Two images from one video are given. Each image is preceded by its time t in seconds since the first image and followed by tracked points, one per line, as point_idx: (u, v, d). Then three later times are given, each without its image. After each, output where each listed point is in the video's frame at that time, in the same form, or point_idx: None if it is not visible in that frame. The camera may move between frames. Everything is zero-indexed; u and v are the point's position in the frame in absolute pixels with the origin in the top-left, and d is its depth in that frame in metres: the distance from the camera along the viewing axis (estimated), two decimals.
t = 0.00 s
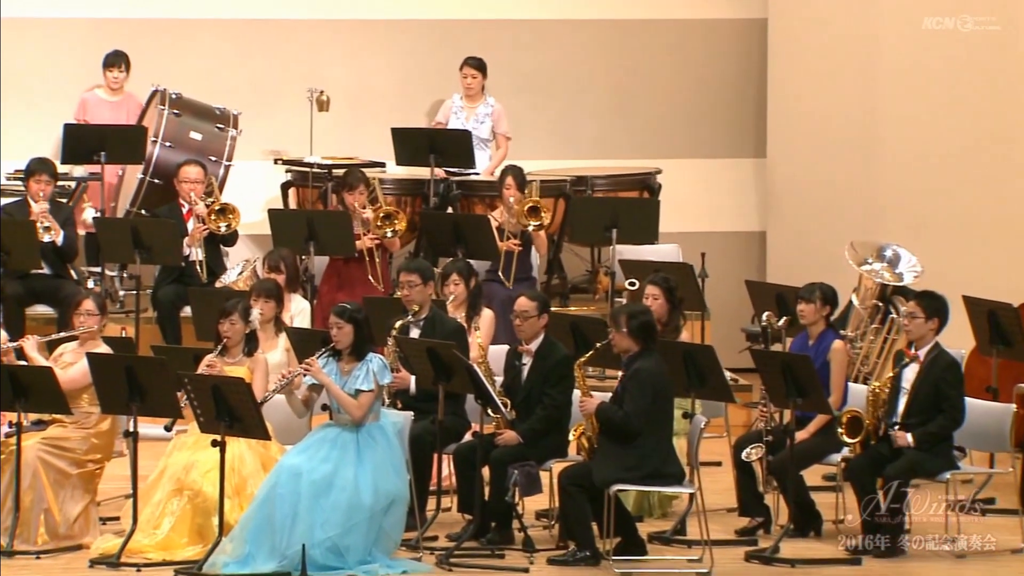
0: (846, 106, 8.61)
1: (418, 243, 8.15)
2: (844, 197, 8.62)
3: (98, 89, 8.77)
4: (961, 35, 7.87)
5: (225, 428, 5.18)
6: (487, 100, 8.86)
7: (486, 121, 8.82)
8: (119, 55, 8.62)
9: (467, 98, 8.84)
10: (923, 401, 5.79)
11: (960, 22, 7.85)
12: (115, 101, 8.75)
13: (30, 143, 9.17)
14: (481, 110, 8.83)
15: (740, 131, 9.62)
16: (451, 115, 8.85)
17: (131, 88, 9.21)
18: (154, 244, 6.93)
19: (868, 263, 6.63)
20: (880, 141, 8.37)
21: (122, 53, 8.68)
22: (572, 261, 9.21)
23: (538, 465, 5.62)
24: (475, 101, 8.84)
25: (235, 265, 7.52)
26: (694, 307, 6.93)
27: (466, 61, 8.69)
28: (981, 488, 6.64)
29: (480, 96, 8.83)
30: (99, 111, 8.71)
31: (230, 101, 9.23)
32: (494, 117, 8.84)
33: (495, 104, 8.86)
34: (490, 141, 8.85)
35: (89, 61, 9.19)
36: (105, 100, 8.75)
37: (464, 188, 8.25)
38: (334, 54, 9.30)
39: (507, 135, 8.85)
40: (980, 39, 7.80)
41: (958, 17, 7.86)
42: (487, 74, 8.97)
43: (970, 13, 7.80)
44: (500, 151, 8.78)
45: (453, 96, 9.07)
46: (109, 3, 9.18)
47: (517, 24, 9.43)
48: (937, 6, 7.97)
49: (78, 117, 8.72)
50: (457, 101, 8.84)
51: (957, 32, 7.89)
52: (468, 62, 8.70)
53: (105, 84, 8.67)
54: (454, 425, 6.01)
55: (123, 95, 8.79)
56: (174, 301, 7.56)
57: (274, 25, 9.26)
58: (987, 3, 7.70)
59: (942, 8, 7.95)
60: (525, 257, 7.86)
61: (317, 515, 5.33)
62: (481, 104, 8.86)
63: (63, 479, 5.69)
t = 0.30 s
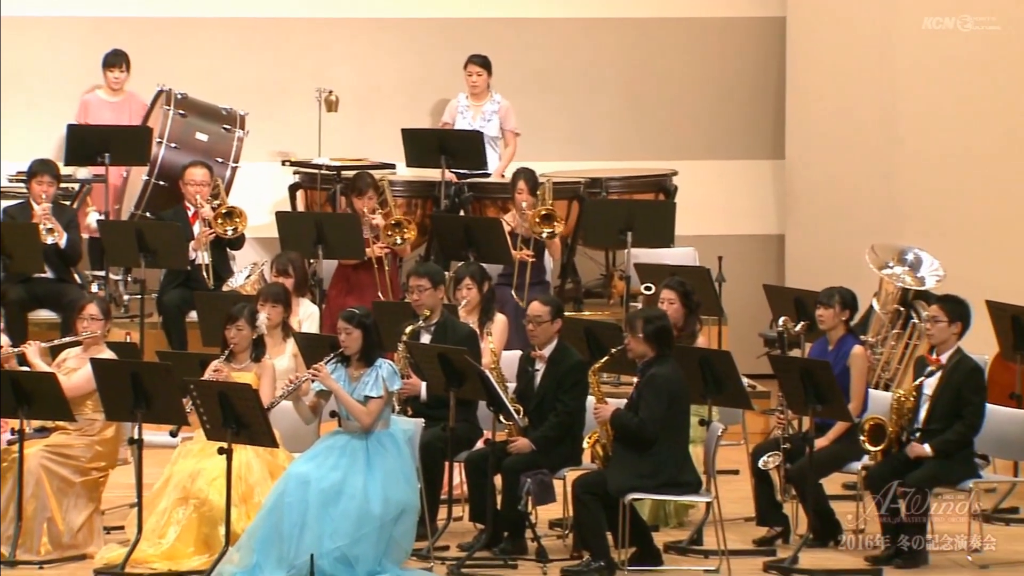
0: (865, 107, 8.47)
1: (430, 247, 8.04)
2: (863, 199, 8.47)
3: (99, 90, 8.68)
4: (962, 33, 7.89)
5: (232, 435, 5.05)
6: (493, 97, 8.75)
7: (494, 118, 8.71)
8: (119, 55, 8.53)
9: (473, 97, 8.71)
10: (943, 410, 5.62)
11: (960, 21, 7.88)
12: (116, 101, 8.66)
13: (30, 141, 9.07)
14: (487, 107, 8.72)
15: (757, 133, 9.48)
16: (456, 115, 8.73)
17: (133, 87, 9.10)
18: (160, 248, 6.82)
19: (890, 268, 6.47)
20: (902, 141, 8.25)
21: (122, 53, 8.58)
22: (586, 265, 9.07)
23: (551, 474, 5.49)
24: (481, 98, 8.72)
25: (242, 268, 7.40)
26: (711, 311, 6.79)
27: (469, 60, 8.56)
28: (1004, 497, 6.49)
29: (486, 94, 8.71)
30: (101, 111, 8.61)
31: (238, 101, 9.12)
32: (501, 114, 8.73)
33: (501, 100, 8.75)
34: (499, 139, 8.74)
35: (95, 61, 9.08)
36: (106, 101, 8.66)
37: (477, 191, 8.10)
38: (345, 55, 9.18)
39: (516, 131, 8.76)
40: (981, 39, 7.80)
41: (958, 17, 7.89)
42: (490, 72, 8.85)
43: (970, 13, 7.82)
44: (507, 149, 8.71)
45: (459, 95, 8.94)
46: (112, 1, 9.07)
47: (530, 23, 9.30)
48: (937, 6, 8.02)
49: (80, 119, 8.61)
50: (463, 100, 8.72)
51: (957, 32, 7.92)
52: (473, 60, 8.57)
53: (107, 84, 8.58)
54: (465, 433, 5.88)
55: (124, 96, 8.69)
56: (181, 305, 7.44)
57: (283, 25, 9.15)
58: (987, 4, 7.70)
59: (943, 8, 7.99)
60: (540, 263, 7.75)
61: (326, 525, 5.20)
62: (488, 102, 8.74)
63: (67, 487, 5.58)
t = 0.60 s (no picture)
0: (887, 108, 8.35)
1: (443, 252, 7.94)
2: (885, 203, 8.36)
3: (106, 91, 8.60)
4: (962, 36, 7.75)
5: (243, 442, 4.96)
6: (504, 96, 8.65)
7: (506, 119, 8.61)
8: (126, 56, 8.44)
9: (483, 98, 8.61)
10: (965, 416, 5.48)
11: (960, 22, 7.71)
12: (124, 103, 8.59)
13: (31, 143, 9.00)
14: (499, 108, 8.62)
15: (776, 135, 9.37)
16: (468, 116, 8.63)
17: (141, 88, 9.03)
18: (170, 252, 6.73)
19: (911, 273, 6.35)
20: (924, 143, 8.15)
21: (129, 54, 8.50)
22: (602, 270, 8.98)
23: (567, 482, 5.39)
24: (492, 99, 8.61)
25: (254, 273, 7.32)
26: (729, 317, 6.69)
27: (481, 60, 8.47)
28: None
29: (497, 94, 8.59)
30: (109, 113, 8.54)
31: (250, 103, 9.03)
32: (513, 114, 8.63)
33: (512, 99, 8.65)
34: (512, 139, 8.65)
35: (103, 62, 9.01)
36: (113, 103, 8.58)
37: (491, 194, 8.01)
38: (360, 55, 9.09)
39: (528, 130, 8.68)
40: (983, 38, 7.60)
41: (958, 17, 7.73)
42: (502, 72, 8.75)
43: (968, 13, 7.66)
44: (522, 148, 8.61)
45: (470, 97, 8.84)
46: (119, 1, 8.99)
47: (545, 24, 9.20)
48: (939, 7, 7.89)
49: (88, 121, 8.54)
50: (474, 102, 8.62)
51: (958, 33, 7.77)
52: (482, 60, 8.48)
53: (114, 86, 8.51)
54: (480, 441, 5.78)
55: (132, 97, 8.61)
56: (190, 311, 7.36)
57: (296, 26, 9.06)
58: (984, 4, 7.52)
59: (943, 9, 7.86)
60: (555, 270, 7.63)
61: (338, 533, 5.10)
62: (499, 102, 8.63)
63: (75, 495, 5.49)
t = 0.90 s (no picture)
0: (905, 110, 8.26)
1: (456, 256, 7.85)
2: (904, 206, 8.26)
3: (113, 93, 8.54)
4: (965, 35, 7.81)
5: (253, 450, 4.88)
6: (516, 99, 8.57)
7: (520, 121, 8.53)
8: (133, 57, 8.38)
9: (496, 101, 8.52)
10: (986, 423, 5.40)
11: (961, 21, 7.80)
12: (131, 104, 8.52)
13: (38, 147, 8.92)
14: (512, 110, 8.53)
15: (792, 138, 9.27)
16: (481, 120, 8.54)
17: (148, 90, 8.96)
18: (179, 257, 6.66)
19: (932, 278, 6.26)
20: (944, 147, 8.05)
21: (136, 55, 8.43)
22: (617, 275, 8.88)
23: (582, 490, 5.30)
24: (505, 103, 8.53)
25: (265, 278, 7.23)
26: (745, 323, 6.59)
27: (493, 63, 8.39)
28: None
29: (510, 97, 8.51)
30: (116, 115, 8.48)
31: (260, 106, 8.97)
32: (527, 117, 8.55)
33: (526, 102, 8.59)
34: (526, 142, 8.58)
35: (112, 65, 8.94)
36: (120, 104, 8.52)
37: (505, 198, 7.93)
38: (372, 58, 9.02)
39: (542, 133, 8.60)
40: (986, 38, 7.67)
41: (959, 17, 7.82)
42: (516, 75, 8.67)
43: (969, 13, 7.75)
44: (535, 152, 8.55)
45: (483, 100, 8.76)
46: (127, 2, 8.92)
47: (559, 26, 9.12)
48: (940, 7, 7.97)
49: (95, 123, 8.48)
50: (486, 105, 8.52)
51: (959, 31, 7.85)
52: (496, 63, 8.39)
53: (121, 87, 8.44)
54: (493, 449, 5.69)
55: (140, 99, 8.55)
56: (199, 317, 7.29)
57: (308, 28, 8.99)
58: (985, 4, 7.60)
59: (943, 9, 7.95)
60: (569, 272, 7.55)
61: (350, 542, 5.01)
62: (512, 105, 8.55)
63: (82, 503, 5.42)
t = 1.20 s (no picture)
0: (925, 111, 8.14)
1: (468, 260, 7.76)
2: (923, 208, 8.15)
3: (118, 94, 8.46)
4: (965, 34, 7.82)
5: (261, 457, 4.78)
6: (532, 101, 8.49)
7: (536, 123, 8.44)
8: (138, 57, 8.31)
9: (510, 103, 8.43)
10: (1007, 430, 5.29)
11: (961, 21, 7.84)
12: (136, 105, 8.45)
13: (43, 149, 8.83)
14: (527, 112, 8.44)
15: (808, 140, 9.16)
16: (495, 122, 8.44)
17: (154, 90, 8.89)
18: (186, 261, 6.58)
19: (952, 282, 6.14)
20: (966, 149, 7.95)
21: (141, 55, 8.36)
22: (631, 279, 8.78)
23: (596, 498, 5.19)
24: (520, 105, 8.44)
25: (274, 282, 7.15)
26: (763, 328, 6.47)
27: (507, 65, 8.28)
28: None
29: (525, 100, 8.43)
30: (121, 116, 8.40)
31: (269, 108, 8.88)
32: (543, 119, 8.47)
33: (541, 105, 8.49)
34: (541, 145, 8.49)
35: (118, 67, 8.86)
36: (125, 106, 8.44)
37: (517, 201, 7.82)
38: (384, 58, 8.93)
39: (557, 136, 8.53)
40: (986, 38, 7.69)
41: (959, 16, 7.84)
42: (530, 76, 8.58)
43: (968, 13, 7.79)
44: (550, 154, 8.46)
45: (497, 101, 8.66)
46: (134, 2, 8.85)
47: (572, 25, 9.02)
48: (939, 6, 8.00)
49: (99, 124, 8.40)
50: (501, 107, 8.43)
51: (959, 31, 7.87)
52: (509, 65, 8.29)
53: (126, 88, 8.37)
54: (506, 456, 5.57)
55: (144, 100, 8.48)
56: (207, 321, 7.20)
57: (318, 28, 8.91)
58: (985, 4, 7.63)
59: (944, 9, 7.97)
60: (582, 274, 7.43)
61: (360, 550, 4.91)
62: (527, 107, 8.46)
63: (88, 511, 5.33)
